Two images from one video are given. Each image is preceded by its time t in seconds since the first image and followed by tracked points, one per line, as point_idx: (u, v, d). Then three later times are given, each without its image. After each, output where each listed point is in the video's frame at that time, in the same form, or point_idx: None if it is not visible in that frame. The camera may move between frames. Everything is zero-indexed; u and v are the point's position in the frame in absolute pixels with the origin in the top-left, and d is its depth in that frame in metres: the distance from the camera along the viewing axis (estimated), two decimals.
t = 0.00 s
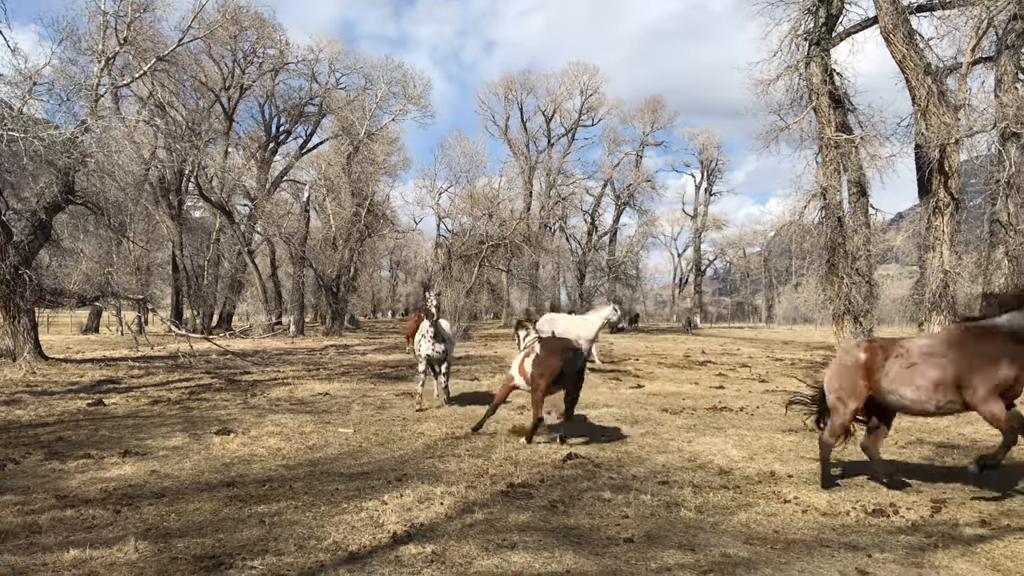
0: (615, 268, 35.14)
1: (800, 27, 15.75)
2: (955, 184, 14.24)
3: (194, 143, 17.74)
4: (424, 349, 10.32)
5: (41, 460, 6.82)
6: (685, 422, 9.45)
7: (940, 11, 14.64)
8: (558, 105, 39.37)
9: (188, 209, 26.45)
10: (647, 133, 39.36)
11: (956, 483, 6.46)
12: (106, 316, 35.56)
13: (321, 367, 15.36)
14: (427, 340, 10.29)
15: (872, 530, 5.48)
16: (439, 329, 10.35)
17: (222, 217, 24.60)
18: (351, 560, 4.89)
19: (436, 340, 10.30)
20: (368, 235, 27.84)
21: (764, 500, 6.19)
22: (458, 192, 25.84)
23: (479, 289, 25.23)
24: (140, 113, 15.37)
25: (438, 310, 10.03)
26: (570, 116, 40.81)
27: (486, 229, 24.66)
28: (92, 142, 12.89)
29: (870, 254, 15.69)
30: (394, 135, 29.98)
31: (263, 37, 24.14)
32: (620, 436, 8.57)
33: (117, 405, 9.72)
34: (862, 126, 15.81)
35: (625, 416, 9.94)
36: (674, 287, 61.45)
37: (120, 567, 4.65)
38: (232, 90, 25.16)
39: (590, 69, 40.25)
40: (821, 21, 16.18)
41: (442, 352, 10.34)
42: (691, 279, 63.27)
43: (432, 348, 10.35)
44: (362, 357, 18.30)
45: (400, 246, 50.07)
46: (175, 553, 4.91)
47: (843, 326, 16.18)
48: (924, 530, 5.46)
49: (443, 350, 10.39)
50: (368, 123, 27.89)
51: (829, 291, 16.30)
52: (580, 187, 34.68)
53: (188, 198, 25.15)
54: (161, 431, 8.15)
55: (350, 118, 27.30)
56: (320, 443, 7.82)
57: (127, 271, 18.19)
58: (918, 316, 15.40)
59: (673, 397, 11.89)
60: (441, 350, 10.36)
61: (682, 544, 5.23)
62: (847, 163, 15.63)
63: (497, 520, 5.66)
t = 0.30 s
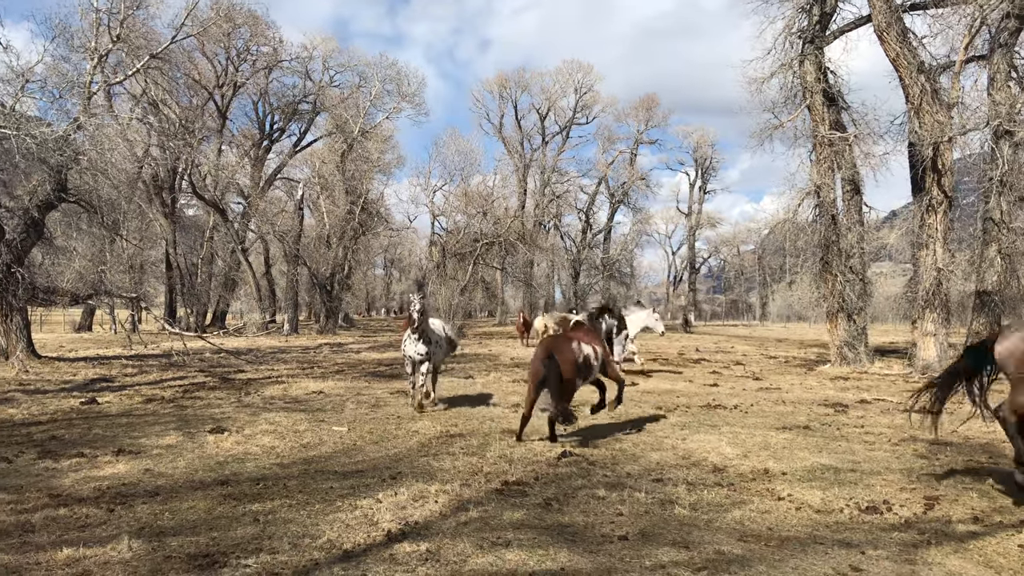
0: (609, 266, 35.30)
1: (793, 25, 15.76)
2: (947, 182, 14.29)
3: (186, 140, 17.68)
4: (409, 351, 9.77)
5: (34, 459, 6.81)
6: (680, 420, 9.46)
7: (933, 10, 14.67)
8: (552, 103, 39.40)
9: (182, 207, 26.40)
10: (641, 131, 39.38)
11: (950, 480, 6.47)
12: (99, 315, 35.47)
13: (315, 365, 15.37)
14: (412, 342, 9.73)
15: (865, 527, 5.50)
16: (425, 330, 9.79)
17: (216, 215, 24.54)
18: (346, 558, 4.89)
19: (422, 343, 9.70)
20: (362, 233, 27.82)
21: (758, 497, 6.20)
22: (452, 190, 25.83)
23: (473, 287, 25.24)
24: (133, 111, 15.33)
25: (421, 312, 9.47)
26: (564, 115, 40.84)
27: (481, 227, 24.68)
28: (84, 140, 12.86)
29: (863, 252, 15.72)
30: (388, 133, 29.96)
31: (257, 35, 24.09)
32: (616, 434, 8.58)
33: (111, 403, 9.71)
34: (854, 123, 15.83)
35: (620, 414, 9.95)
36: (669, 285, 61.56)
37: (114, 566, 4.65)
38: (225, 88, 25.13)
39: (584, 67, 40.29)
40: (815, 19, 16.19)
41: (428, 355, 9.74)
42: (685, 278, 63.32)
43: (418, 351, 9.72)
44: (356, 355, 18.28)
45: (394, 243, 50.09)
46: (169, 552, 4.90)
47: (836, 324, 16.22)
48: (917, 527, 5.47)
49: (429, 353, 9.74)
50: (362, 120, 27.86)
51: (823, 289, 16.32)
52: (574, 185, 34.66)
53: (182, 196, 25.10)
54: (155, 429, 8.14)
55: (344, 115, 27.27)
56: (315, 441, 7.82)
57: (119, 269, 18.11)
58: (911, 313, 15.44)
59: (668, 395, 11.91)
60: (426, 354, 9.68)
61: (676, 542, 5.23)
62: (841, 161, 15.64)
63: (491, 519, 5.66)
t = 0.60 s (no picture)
0: (598, 264, 34.97)
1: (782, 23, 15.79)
2: (934, 180, 14.38)
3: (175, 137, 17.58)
4: (395, 352, 9.58)
5: (19, 458, 6.75)
6: (667, 416, 9.49)
7: (920, 8, 14.74)
8: (541, 101, 39.38)
9: (170, 204, 26.27)
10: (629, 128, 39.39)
11: (935, 476, 6.51)
12: (86, 314, 35.21)
13: (303, 363, 15.33)
14: (399, 343, 9.59)
15: (852, 523, 5.53)
16: (412, 332, 9.67)
17: (204, 212, 24.41)
18: (334, 556, 4.88)
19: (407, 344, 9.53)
20: (351, 230, 27.75)
21: (746, 493, 6.22)
22: (442, 188, 25.83)
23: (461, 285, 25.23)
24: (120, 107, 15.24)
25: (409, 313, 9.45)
26: (554, 112, 40.85)
27: (470, 224, 24.66)
28: (71, 136, 12.84)
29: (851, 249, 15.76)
30: (377, 130, 29.90)
31: (244, 31, 23.98)
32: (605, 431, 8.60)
33: (98, 401, 9.65)
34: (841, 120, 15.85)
35: (609, 410, 9.97)
36: (658, 282, 61.77)
37: (101, 564, 4.62)
38: (213, 84, 25.02)
39: (573, 64, 40.31)
40: (802, 17, 16.22)
41: (414, 357, 9.59)
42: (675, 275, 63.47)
43: (403, 353, 9.51)
44: (345, 353, 18.22)
45: (383, 241, 50.03)
46: (156, 550, 4.87)
47: (824, 321, 16.25)
48: (903, 523, 5.50)
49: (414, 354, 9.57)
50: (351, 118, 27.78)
51: (811, 286, 16.37)
52: (564, 182, 34.70)
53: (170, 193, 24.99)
54: (143, 427, 8.09)
55: (332, 112, 27.20)
56: (303, 439, 7.80)
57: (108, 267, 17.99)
58: (899, 310, 15.53)
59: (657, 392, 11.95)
60: (411, 355, 9.51)
61: (665, 538, 5.24)
62: (829, 159, 15.69)
63: (480, 516, 5.66)
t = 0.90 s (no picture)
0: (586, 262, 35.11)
1: (768, 22, 15.83)
2: (920, 179, 14.49)
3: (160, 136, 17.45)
4: (379, 352, 9.09)
5: (2, 459, 6.69)
6: (655, 415, 9.52)
7: (904, 8, 14.82)
8: (528, 99, 39.39)
9: (155, 203, 26.14)
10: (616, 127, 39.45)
11: (920, 473, 6.55)
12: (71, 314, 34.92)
13: (290, 362, 15.28)
14: (383, 343, 9.06)
15: (838, 520, 5.55)
16: (396, 329, 9.09)
17: (190, 211, 24.28)
18: (321, 556, 4.86)
19: (391, 343, 9.01)
20: (338, 229, 27.65)
21: (733, 491, 6.24)
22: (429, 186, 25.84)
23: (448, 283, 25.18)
24: (104, 105, 15.11)
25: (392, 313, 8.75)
26: (541, 111, 40.87)
27: (457, 223, 24.66)
28: (55, 134, 12.67)
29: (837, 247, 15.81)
30: (364, 128, 29.83)
31: (230, 29, 23.85)
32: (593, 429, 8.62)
33: (83, 401, 9.59)
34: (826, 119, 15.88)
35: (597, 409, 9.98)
36: (645, 281, 62.01)
37: (86, 566, 4.59)
38: (199, 82, 24.92)
39: (561, 63, 40.33)
40: (789, 16, 16.28)
41: (400, 357, 9.14)
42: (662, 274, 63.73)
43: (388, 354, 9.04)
44: (332, 352, 18.16)
45: (371, 240, 49.94)
46: (142, 551, 4.84)
47: (809, 319, 16.29)
48: (888, 519, 5.53)
49: (400, 355, 9.12)
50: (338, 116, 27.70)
51: (797, 284, 16.43)
52: (551, 181, 34.75)
53: (155, 192, 24.88)
54: (128, 427, 8.04)
55: (319, 111, 27.14)
56: (290, 439, 7.77)
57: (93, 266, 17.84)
58: (884, 308, 15.62)
59: (644, 390, 12.00)
60: (398, 356, 9.07)
61: (652, 536, 5.25)
62: (815, 158, 15.73)
63: (467, 515, 5.65)
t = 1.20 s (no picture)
0: (572, 260, 34.78)
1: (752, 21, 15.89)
2: (903, 177, 14.60)
3: (144, 134, 17.29)
4: (361, 356, 8.75)
5: None
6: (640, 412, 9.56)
7: (888, 8, 14.92)
8: (514, 97, 39.39)
9: (139, 201, 25.97)
10: (602, 125, 39.53)
11: (903, 469, 6.61)
12: (55, 313, 34.64)
13: (275, 361, 15.24)
14: (365, 347, 8.72)
15: (822, 516, 5.59)
16: (378, 333, 8.73)
17: (175, 209, 24.13)
18: (307, 555, 4.85)
19: (374, 349, 8.66)
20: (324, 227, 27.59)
21: (718, 488, 6.27)
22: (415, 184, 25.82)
23: (435, 282, 25.13)
24: (87, 102, 14.97)
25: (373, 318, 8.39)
26: (527, 109, 40.89)
27: (444, 221, 24.65)
28: (38, 132, 12.48)
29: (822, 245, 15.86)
30: (350, 125, 29.76)
31: (214, 26, 23.71)
32: (579, 426, 8.64)
33: (66, 401, 9.53)
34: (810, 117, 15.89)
35: (583, 406, 10.01)
36: (631, 279, 62.24)
37: (69, 567, 4.55)
38: (183, 80, 24.82)
39: (547, 61, 40.34)
40: (773, 15, 16.34)
41: (383, 360, 8.79)
42: (648, 272, 64.03)
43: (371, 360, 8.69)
44: (317, 350, 18.13)
45: (357, 238, 49.80)
46: (125, 552, 4.81)
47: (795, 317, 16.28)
48: (871, 515, 5.57)
49: (383, 360, 8.76)
50: (324, 114, 27.63)
51: (781, 282, 16.49)
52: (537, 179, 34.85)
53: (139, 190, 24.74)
54: (112, 427, 8.00)
55: (304, 108, 27.06)
56: (275, 438, 7.75)
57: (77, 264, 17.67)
58: (868, 305, 15.73)
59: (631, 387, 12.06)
60: (382, 361, 8.74)
61: (638, 533, 5.27)
62: (799, 155, 15.75)
63: (454, 513, 5.65)
